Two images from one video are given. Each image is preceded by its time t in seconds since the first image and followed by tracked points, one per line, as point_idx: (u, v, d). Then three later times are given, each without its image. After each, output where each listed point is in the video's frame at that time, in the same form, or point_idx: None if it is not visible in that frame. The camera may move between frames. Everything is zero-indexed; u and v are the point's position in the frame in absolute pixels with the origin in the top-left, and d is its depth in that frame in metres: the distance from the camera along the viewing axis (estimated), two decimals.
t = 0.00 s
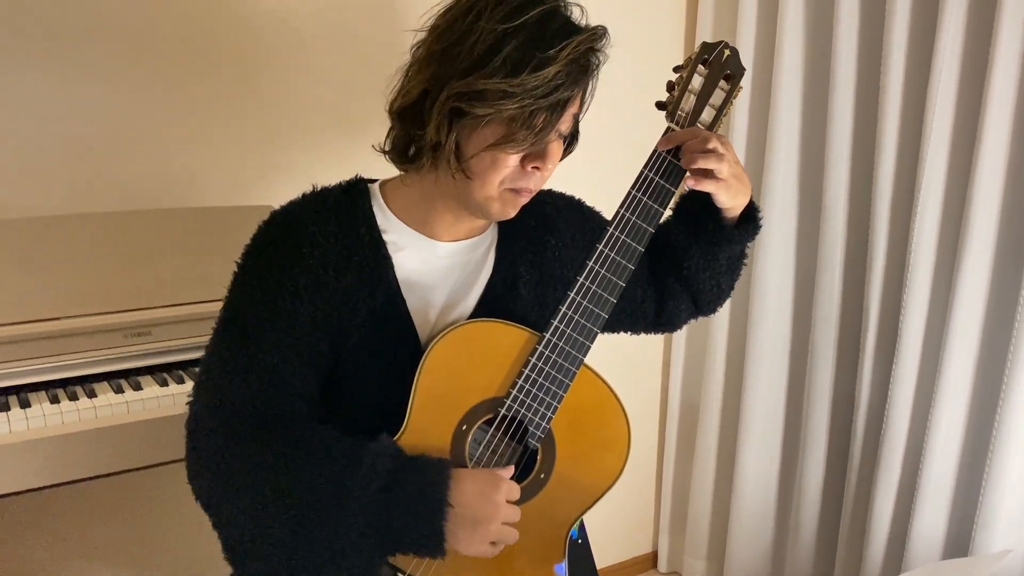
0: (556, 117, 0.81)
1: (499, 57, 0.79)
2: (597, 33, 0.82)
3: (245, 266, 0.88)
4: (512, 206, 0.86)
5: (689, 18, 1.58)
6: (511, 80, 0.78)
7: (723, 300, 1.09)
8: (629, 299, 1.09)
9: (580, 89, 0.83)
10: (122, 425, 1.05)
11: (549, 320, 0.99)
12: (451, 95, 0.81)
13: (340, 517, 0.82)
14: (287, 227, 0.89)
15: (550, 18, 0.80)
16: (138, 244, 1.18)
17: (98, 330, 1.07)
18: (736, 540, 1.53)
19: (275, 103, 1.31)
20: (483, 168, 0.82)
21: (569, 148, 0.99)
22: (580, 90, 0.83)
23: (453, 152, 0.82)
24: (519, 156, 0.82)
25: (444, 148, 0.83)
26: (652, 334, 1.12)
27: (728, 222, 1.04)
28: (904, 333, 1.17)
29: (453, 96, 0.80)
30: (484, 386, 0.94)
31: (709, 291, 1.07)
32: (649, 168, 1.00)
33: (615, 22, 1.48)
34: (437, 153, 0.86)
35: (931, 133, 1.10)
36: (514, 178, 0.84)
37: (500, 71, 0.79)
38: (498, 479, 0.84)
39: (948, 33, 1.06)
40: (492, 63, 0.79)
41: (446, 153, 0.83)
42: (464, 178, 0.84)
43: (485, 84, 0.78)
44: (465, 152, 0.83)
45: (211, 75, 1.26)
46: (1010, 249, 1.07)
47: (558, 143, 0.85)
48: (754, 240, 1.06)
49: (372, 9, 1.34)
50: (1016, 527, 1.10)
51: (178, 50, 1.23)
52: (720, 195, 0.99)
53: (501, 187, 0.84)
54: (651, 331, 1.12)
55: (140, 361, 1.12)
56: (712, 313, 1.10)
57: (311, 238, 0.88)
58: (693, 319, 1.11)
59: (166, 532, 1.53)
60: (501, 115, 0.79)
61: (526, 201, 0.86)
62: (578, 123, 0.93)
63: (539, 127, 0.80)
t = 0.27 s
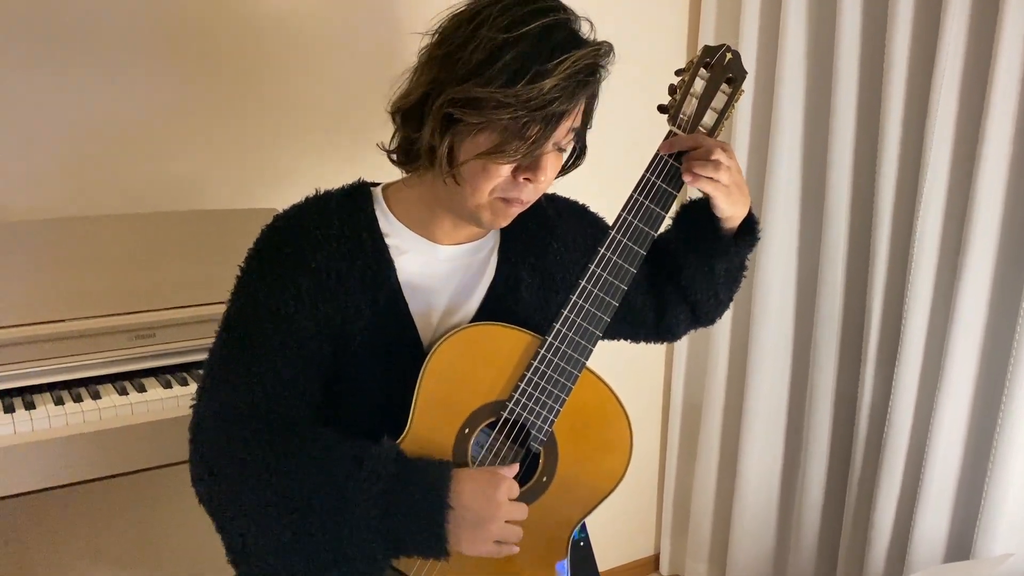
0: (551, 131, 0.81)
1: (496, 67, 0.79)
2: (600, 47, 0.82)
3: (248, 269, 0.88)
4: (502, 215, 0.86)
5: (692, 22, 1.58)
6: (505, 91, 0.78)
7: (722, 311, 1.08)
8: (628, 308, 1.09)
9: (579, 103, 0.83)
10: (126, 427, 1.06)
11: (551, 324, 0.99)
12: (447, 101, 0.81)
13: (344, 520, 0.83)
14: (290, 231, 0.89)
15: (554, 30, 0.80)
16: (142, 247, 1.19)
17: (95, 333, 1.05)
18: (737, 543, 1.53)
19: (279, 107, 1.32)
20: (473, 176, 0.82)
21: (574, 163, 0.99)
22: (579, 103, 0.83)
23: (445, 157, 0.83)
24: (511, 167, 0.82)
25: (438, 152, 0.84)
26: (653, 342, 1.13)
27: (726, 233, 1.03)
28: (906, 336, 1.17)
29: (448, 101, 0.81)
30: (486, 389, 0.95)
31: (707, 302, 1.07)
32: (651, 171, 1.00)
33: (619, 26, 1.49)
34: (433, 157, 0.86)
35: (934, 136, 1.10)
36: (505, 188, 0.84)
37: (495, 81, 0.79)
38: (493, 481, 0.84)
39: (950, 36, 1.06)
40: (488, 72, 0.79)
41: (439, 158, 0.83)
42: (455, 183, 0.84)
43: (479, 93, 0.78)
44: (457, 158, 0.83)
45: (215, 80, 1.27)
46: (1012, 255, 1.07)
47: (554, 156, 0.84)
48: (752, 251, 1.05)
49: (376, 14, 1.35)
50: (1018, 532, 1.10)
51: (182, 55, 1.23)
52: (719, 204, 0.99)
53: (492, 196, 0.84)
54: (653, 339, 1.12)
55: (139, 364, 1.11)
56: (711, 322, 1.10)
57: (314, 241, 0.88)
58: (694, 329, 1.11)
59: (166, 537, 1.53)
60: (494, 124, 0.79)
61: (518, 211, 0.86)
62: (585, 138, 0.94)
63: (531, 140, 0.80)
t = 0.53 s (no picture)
0: (550, 158, 0.81)
1: (499, 91, 0.79)
2: (608, 77, 0.82)
3: (252, 274, 0.89)
4: (497, 233, 0.87)
5: (694, 27, 1.59)
6: (506, 115, 0.78)
7: (707, 344, 1.09)
8: (618, 333, 1.11)
9: (583, 130, 0.83)
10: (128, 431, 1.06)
11: (552, 330, 0.99)
12: (449, 117, 0.82)
13: (346, 526, 0.83)
14: (293, 236, 0.89)
15: (561, 56, 0.80)
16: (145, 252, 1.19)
17: (95, 339, 1.07)
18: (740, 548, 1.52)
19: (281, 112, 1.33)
20: (469, 193, 0.83)
21: (580, 179, 1.01)
22: (583, 131, 0.83)
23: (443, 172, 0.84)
24: (507, 189, 0.82)
25: (437, 165, 0.85)
26: (641, 370, 1.14)
27: (710, 273, 1.04)
28: (908, 342, 1.17)
29: (450, 117, 0.82)
30: (487, 395, 0.95)
31: (691, 337, 1.07)
32: (651, 177, 1.00)
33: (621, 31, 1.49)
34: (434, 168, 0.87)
35: (937, 141, 1.10)
36: (500, 207, 0.84)
37: (497, 105, 0.79)
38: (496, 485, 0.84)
39: (953, 40, 1.06)
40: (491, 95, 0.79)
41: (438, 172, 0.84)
42: (452, 198, 0.85)
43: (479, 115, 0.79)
44: (455, 174, 0.84)
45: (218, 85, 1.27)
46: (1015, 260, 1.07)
47: (553, 181, 0.84)
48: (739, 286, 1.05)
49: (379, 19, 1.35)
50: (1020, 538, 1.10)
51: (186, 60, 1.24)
52: (715, 245, 1.00)
53: (485, 213, 0.85)
54: (640, 366, 1.13)
55: (137, 369, 1.12)
56: (697, 355, 1.11)
57: (317, 247, 0.88)
58: (681, 360, 1.12)
59: (168, 540, 1.54)
60: (492, 147, 0.79)
61: (512, 230, 0.87)
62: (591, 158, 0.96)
63: (528, 166, 0.80)
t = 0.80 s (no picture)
0: (560, 140, 0.81)
1: (501, 81, 0.79)
2: (606, 55, 0.82)
3: (258, 278, 0.89)
4: (514, 230, 0.87)
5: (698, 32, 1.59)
6: (511, 104, 0.78)
7: (716, 345, 1.10)
8: (627, 333, 1.11)
9: (587, 112, 0.83)
10: (134, 436, 1.07)
11: (559, 337, 0.99)
12: (454, 117, 0.82)
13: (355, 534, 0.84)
14: (299, 240, 0.90)
15: (556, 41, 0.81)
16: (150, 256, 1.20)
17: (99, 343, 1.10)
18: (743, 553, 1.52)
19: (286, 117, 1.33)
20: (484, 189, 0.83)
21: (586, 176, 1.01)
22: (587, 112, 0.83)
23: (454, 173, 0.83)
24: (519, 179, 0.83)
25: (447, 168, 0.84)
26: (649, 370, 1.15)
27: (719, 274, 1.04)
28: (912, 350, 1.17)
29: (456, 117, 0.82)
30: (494, 401, 0.95)
31: (699, 339, 1.08)
32: (658, 182, 1.00)
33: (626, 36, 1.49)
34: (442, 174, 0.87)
35: (941, 148, 1.10)
36: (516, 200, 0.84)
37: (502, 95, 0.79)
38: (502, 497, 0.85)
39: (958, 48, 1.06)
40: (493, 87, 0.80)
41: (448, 174, 0.84)
42: (465, 198, 0.85)
43: (486, 108, 0.79)
44: (466, 173, 0.84)
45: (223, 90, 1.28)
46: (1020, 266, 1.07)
47: (563, 166, 0.84)
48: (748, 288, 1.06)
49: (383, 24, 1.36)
50: None
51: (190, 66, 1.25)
52: (720, 247, 1.01)
53: (502, 208, 0.85)
54: (648, 366, 1.14)
55: (140, 373, 1.14)
56: (706, 355, 1.12)
57: (324, 252, 0.89)
58: (690, 360, 1.13)
59: (172, 542, 1.54)
60: (502, 138, 0.79)
61: (529, 223, 0.87)
62: (594, 146, 0.96)
63: (539, 152, 0.80)
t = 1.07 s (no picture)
0: (575, 123, 0.82)
1: (516, 67, 0.81)
2: (614, 41, 0.84)
3: (267, 280, 0.89)
4: (530, 220, 0.87)
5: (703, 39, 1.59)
6: (528, 88, 0.80)
7: (727, 350, 1.12)
8: (637, 339, 1.13)
9: (599, 98, 0.84)
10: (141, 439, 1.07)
11: (567, 342, 1.00)
12: (470, 106, 0.83)
13: (366, 537, 0.83)
14: (309, 243, 0.90)
15: (565, 29, 0.83)
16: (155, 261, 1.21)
17: (97, 348, 1.13)
18: (747, 560, 1.53)
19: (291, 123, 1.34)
20: (502, 178, 0.83)
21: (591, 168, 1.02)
22: (599, 98, 0.84)
23: (471, 163, 0.84)
24: (539, 165, 0.83)
25: (463, 159, 0.85)
26: (659, 375, 1.16)
27: (732, 279, 1.05)
28: (916, 357, 1.17)
29: (472, 106, 0.82)
30: (502, 406, 0.95)
31: (710, 343, 1.10)
32: (668, 187, 1.01)
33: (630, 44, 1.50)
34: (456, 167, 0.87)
35: (945, 156, 1.10)
36: (535, 189, 0.84)
37: (517, 79, 0.81)
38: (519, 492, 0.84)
39: (961, 57, 1.07)
40: (509, 73, 0.81)
41: (465, 164, 0.84)
42: (483, 188, 0.85)
43: (503, 92, 0.80)
44: (482, 162, 0.84)
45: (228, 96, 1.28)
46: None
47: (579, 154, 0.85)
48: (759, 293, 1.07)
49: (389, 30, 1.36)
50: None
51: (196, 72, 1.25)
52: (732, 251, 1.02)
53: (520, 199, 0.85)
54: (658, 371, 1.16)
55: (138, 377, 1.17)
56: (716, 362, 1.13)
57: (334, 255, 0.89)
58: (700, 365, 1.15)
59: (177, 545, 1.54)
60: (520, 123, 0.80)
61: (546, 214, 0.87)
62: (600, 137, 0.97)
63: (556, 135, 0.81)
